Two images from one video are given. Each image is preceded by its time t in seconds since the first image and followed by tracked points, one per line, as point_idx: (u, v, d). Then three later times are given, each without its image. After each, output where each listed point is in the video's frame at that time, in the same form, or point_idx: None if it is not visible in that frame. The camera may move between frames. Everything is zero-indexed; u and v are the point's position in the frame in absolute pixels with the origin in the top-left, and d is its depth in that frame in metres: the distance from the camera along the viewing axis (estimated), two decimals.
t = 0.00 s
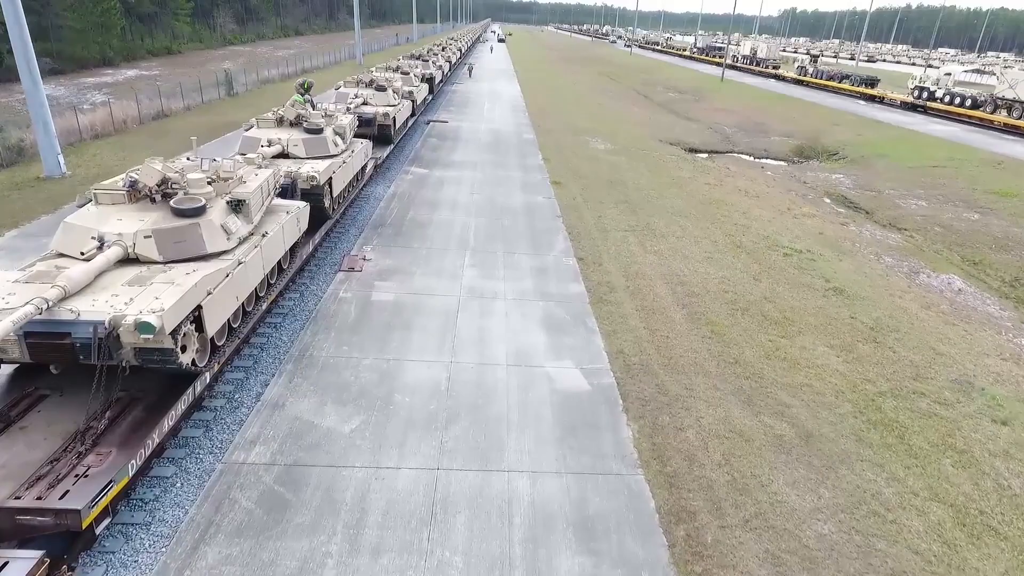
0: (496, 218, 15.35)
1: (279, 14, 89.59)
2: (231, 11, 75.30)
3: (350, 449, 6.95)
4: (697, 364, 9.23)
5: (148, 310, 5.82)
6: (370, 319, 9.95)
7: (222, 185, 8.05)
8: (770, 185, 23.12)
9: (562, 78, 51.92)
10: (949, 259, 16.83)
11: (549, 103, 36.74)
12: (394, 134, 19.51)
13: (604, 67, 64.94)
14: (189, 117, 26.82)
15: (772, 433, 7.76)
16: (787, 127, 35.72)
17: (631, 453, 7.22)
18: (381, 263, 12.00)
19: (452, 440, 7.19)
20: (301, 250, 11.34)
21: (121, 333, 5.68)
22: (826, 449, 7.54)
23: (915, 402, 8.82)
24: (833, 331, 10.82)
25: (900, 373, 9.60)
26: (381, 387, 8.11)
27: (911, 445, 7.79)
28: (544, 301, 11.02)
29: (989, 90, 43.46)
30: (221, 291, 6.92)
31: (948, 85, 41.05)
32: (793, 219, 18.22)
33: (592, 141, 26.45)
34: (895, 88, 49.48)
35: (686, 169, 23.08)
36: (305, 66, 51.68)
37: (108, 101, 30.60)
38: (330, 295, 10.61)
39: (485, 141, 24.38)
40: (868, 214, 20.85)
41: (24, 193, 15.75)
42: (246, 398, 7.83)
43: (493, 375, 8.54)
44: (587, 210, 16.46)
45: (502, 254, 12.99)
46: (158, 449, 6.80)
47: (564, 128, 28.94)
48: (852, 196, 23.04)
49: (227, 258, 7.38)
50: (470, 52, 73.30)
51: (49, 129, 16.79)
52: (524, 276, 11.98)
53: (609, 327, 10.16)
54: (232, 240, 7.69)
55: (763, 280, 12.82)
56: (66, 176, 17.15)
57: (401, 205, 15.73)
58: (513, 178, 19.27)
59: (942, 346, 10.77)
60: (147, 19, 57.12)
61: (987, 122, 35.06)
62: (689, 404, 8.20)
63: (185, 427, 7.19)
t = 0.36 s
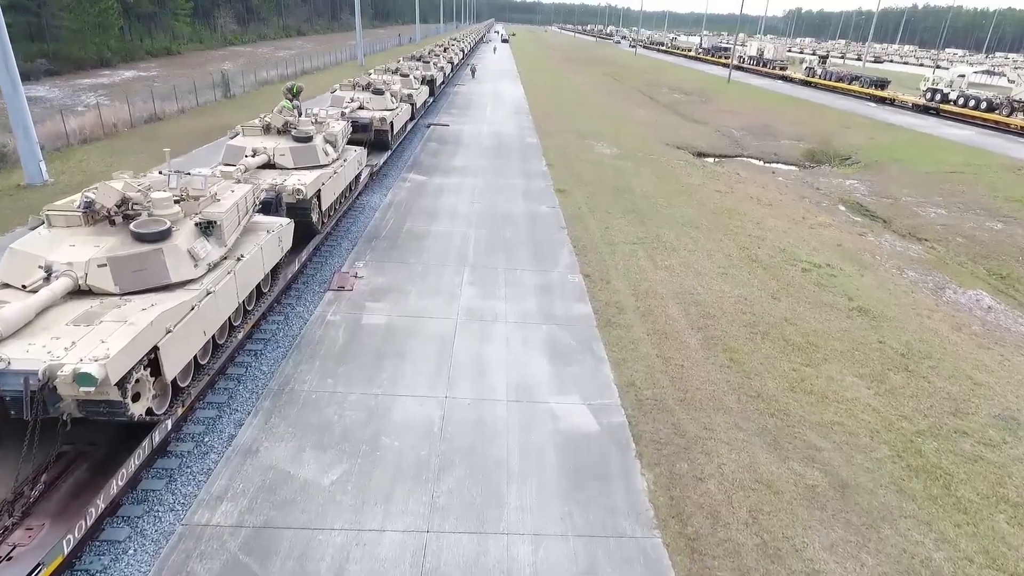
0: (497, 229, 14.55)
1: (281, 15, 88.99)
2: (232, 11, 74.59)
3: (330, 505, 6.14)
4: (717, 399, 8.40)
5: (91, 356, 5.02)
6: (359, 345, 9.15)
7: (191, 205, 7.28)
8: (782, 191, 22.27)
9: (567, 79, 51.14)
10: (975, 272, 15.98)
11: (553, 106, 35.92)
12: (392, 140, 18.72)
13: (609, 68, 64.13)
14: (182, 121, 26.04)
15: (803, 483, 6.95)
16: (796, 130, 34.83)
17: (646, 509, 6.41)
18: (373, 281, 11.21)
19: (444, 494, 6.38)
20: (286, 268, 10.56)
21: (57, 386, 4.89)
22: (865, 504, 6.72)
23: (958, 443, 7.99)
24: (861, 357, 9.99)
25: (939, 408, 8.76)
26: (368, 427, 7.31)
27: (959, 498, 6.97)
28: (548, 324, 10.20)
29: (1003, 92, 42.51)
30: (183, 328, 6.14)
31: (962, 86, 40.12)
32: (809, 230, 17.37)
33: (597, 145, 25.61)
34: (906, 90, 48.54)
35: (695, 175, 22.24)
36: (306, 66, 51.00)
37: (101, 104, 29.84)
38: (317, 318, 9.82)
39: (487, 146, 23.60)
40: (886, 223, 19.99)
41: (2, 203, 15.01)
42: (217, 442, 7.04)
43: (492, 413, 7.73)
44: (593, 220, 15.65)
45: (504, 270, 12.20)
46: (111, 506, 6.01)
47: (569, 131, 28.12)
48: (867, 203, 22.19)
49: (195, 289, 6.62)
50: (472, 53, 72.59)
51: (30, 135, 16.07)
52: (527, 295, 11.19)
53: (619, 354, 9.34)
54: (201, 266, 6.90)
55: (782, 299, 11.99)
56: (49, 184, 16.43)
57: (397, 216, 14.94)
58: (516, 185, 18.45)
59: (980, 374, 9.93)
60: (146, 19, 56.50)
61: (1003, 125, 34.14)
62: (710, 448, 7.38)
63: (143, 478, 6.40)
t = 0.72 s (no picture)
0: (496, 240, 13.84)
1: (281, 15, 88.34)
2: (232, 10, 73.97)
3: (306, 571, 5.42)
4: (738, 435, 7.66)
5: (19, 412, 4.31)
6: (346, 373, 8.43)
7: (156, 226, 6.54)
8: (793, 198, 21.51)
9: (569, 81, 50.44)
10: (1000, 285, 15.21)
11: (555, 108, 35.19)
12: (389, 145, 18.02)
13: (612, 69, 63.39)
14: (175, 123, 25.41)
15: (838, 540, 6.21)
16: (805, 133, 34.06)
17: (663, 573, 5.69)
18: (364, 299, 10.51)
19: (436, 556, 5.66)
20: (270, 286, 9.86)
21: None
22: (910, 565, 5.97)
23: (1005, 488, 7.24)
24: (890, 385, 9.24)
25: (980, 445, 8.01)
26: (352, 473, 6.58)
27: (1013, 557, 6.22)
28: (551, 347, 9.47)
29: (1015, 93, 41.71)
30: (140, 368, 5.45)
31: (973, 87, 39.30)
32: (824, 240, 16.62)
33: (602, 149, 24.86)
34: (914, 91, 47.74)
35: (703, 181, 21.50)
36: (305, 67, 50.34)
37: (93, 106, 29.19)
38: (301, 343, 9.12)
39: (488, 150, 22.90)
40: (903, 231, 19.23)
41: None
42: (183, 491, 6.31)
43: (491, 454, 7.00)
44: (599, 231, 14.91)
45: (504, 285, 11.47)
46: (57, 572, 5.29)
47: (572, 134, 27.38)
48: (882, 210, 21.43)
49: (156, 323, 5.92)
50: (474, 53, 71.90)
51: (10, 140, 15.38)
52: (529, 314, 10.47)
53: (629, 383, 8.61)
54: (165, 296, 6.19)
55: (801, 318, 11.25)
56: (30, 191, 15.74)
57: (392, 225, 14.25)
58: (517, 192, 17.73)
59: (1020, 404, 9.17)
60: (143, 18, 55.86)
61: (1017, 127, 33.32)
62: (733, 497, 6.64)
63: (96, 537, 5.68)
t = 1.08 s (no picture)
0: (497, 254, 13.04)
1: (282, 15, 87.67)
2: (232, 10, 73.28)
3: None
4: (766, 486, 6.82)
5: None
6: (329, 410, 7.63)
7: (106, 255, 5.73)
8: (807, 205, 20.65)
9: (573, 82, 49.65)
10: None
11: (559, 110, 34.40)
12: (385, 151, 17.22)
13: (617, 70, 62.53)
14: (166, 127, 24.69)
15: None
16: (815, 136, 33.17)
17: None
18: (353, 322, 9.72)
19: None
20: (249, 310, 9.08)
21: None
22: None
23: None
24: (929, 421, 8.40)
25: None
26: (330, 537, 5.77)
27: None
28: (556, 377, 8.66)
29: None
30: (72, 429, 4.65)
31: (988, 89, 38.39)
32: (843, 252, 15.76)
33: (607, 154, 24.03)
34: (926, 92, 46.81)
35: (713, 187, 20.65)
36: (306, 68, 49.62)
37: (85, 108, 28.47)
38: (281, 374, 8.33)
39: (489, 155, 22.12)
40: (924, 241, 18.37)
41: None
42: (136, 558, 5.51)
43: (488, 512, 6.18)
44: (606, 243, 14.08)
45: (504, 306, 10.67)
46: None
47: (577, 138, 26.56)
48: (900, 218, 20.57)
49: (98, 370, 5.11)
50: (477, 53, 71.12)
51: None
52: (531, 338, 9.68)
53: (643, 421, 7.78)
54: (113, 337, 5.38)
55: (825, 342, 10.41)
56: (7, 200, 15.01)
57: (387, 237, 13.46)
58: (519, 201, 16.91)
59: None
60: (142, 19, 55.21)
61: None
62: (765, 565, 5.80)
63: None
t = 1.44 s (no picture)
0: (498, 267, 12.31)
1: (284, 14, 87.06)
2: (233, 10, 72.62)
3: None
4: (799, 544, 6.06)
5: None
6: (310, 451, 6.88)
7: (48, 289, 4.99)
8: (821, 212, 19.88)
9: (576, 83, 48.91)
10: None
11: (563, 112, 33.68)
12: (382, 157, 16.51)
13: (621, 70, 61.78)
14: (159, 130, 23.98)
15: None
16: (825, 139, 32.38)
17: None
18: (342, 347, 8.99)
19: None
20: (227, 335, 8.35)
21: None
22: None
23: None
24: (972, 462, 7.63)
25: None
26: None
27: None
28: (561, 411, 7.92)
29: None
30: None
31: (1001, 91, 37.58)
32: (862, 264, 15.00)
33: (613, 158, 23.29)
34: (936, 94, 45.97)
35: (723, 194, 19.89)
36: (306, 68, 48.94)
37: (76, 110, 27.79)
38: (260, 407, 7.60)
39: (491, 159, 21.39)
40: (945, 251, 17.59)
41: None
42: None
43: None
44: (614, 256, 13.34)
45: (505, 327, 9.93)
46: None
47: (581, 142, 25.81)
48: (918, 225, 19.80)
49: (28, 428, 4.37)
50: (479, 54, 70.44)
51: None
52: (534, 364, 8.94)
53: (658, 464, 7.03)
54: (49, 388, 4.67)
55: (852, 367, 9.65)
56: None
57: (381, 250, 12.73)
58: (522, 209, 16.17)
59: None
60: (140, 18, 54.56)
61: None
62: None
63: None
